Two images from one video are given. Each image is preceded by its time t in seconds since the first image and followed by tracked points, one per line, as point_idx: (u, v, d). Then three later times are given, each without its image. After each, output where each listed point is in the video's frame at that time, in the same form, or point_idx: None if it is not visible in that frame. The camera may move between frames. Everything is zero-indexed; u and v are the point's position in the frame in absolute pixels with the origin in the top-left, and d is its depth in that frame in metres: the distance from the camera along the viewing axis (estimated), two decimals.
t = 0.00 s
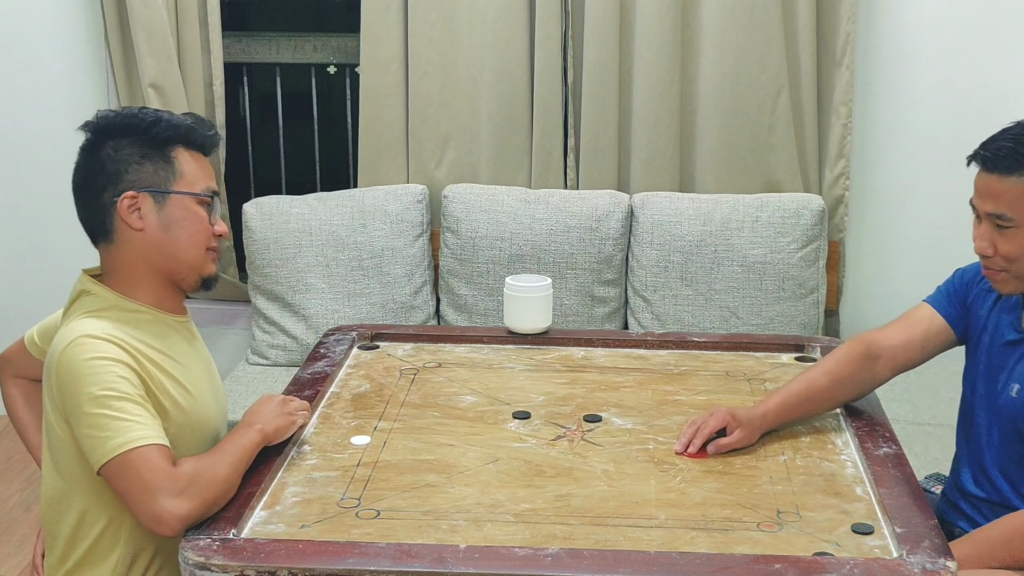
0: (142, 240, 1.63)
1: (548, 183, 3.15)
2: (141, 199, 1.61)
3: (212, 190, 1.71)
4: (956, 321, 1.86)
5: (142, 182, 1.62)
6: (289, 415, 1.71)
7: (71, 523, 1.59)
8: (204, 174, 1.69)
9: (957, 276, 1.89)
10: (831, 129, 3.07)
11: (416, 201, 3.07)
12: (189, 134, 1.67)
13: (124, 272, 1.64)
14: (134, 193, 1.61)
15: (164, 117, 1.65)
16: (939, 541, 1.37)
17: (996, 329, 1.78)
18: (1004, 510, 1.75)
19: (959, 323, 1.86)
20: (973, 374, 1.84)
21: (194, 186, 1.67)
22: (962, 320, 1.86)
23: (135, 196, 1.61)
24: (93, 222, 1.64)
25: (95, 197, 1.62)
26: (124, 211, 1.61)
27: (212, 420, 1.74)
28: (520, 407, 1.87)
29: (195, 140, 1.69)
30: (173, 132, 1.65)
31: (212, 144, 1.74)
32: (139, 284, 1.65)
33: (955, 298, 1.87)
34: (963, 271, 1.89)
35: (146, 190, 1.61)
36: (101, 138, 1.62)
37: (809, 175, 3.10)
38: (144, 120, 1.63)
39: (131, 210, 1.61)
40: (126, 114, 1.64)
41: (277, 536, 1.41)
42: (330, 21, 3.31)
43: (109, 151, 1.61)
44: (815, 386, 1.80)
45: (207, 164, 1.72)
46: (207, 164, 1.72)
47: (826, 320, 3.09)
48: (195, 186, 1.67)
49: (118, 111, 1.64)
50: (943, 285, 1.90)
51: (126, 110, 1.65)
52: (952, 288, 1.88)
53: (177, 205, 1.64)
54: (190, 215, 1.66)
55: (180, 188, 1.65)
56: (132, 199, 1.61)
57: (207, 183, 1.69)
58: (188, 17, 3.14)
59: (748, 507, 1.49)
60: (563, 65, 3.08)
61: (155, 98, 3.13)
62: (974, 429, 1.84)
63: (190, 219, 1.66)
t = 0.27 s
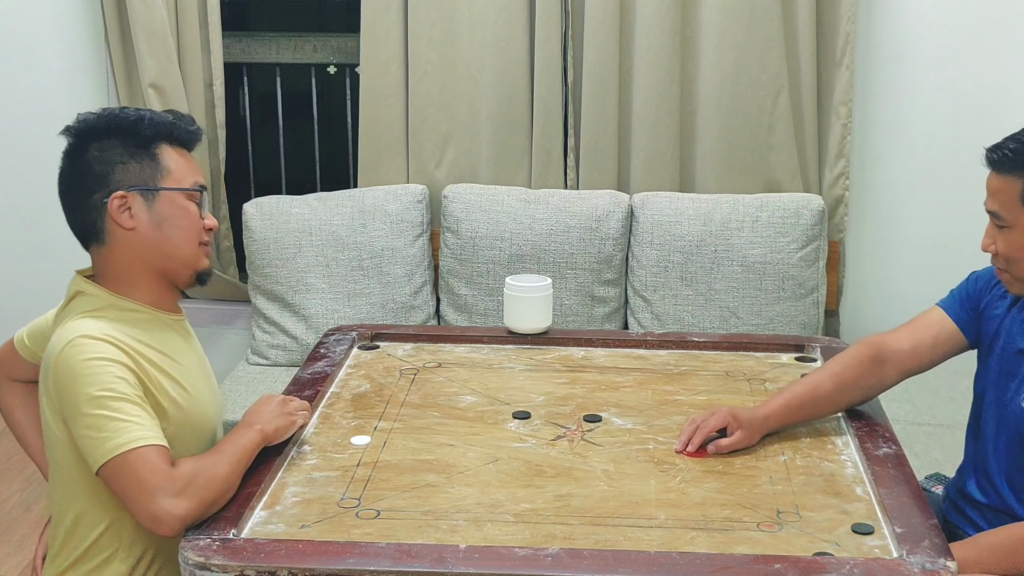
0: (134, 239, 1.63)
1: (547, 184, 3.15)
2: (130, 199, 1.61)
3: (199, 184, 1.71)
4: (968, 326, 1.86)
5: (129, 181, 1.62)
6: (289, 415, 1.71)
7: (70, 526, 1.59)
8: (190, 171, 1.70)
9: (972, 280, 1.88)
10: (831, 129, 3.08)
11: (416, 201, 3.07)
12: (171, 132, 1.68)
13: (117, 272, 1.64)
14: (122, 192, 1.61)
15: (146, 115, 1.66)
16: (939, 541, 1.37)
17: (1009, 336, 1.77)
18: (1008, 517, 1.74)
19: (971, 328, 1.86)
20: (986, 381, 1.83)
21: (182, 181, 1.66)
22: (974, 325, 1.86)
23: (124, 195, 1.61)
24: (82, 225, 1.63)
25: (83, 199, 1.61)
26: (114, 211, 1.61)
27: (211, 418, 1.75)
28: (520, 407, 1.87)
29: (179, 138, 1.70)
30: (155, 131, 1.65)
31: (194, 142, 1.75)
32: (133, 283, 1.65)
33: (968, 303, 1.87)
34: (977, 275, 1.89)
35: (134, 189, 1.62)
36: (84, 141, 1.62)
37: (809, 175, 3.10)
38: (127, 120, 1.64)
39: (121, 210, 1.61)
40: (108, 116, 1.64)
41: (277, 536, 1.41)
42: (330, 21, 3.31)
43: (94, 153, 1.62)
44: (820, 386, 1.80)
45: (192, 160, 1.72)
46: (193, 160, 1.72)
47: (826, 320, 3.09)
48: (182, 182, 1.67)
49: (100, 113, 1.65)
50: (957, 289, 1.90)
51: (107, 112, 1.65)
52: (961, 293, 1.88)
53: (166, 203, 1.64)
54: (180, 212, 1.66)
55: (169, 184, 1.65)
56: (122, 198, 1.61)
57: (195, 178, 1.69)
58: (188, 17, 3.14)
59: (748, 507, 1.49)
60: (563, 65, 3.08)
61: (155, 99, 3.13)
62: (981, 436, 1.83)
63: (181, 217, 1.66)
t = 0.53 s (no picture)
0: (132, 246, 1.64)
1: (548, 183, 3.15)
2: (129, 207, 1.62)
3: (197, 190, 1.70)
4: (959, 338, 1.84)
5: (127, 189, 1.62)
6: (290, 415, 1.71)
7: (70, 527, 1.59)
8: (188, 175, 1.69)
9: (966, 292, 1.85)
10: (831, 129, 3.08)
11: (416, 201, 3.07)
12: (170, 134, 1.66)
13: (115, 277, 1.65)
14: (121, 201, 1.61)
15: (144, 118, 1.64)
16: (938, 540, 1.37)
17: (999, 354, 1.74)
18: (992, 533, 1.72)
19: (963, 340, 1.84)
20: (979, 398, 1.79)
21: (179, 189, 1.66)
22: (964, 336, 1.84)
23: (122, 204, 1.61)
24: (81, 230, 1.64)
25: (82, 206, 1.62)
26: (113, 220, 1.61)
27: (201, 418, 1.76)
28: (520, 407, 1.87)
29: (178, 140, 1.68)
30: (153, 135, 1.64)
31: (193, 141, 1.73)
32: (132, 288, 1.66)
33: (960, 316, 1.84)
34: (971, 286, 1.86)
35: (132, 198, 1.62)
36: (84, 146, 1.61)
37: (809, 175, 3.10)
38: (125, 124, 1.62)
39: (119, 219, 1.61)
40: (106, 119, 1.62)
41: (277, 536, 1.41)
42: (330, 21, 3.31)
43: (93, 159, 1.61)
44: (819, 386, 1.81)
45: (190, 162, 1.71)
46: (191, 163, 1.71)
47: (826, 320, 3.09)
48: (180, 190, 1.66)
49: (98, 115, 1.63)
50: (950, 297, 1.87)
51: (106, 114, 1.63)
52: (954, 303, 1.85)
53: (164, 211, 1.64)
54: (177, 219, 1.66)
55: (168, 193, 1.65)
56: (120, 207, 1.61)
57: (192, 184, 1.69)
58: (188, 17, 3.14)
59: (748, 507, 1.49)
60: (564, 66, 3.08)
61: (155, 99, 3.13)
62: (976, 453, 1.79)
63: (180, 224, 1.66)
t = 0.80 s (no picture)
0: (132, 255, 1.65)
1: (548, 183, 3.15)
2: (132, 216, 1.63)
3: (205, 203, 1.71)
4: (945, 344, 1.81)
5: (132, 198, 1.63)
6: (291, 414, 1.72)
7: (67, 531, 1.59)
8: (197, 187, 1.69)
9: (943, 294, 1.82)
10: (832, 129, 3.08)
11: (416, 201, 3.07)
12: (183, 145, 1.66)
13: (114, 284, 1.67)
14: (124, 210, 1.62)
15: (158, 127, 1.64)
16: (938, 540, 1.37)
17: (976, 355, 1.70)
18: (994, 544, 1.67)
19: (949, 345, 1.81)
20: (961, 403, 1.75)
21: (183, 205, 1.67)
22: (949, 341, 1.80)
23: (125, 213, 1.62)
24: (86, 233, 1.66)
25: (88, 209, 1.64)
26: (115, 228, 1.62)
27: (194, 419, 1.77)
28: (520, 407, 1.87)
29: (191, 150, 1.68)
30: (164, 145, 1.64)
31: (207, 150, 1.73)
32: (130, 295, 1.67)
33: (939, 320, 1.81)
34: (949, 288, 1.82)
35: (136, 208, 1.63)
36: (97, 148, 1.63)
37: (810, 175, 3.10)
38: (138, 132, 1.63)
39: (122, 227, 1.63)
40: (121, 123, 1.63)
41: (277, 536, 1.41)
42: (331, 21, 3.31)
43: (104, 164, 1.62)
44: (833, 381, 1.81)
45: (202, 172, 1.71)
46: (203, 172, 1.71)
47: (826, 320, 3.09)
48: (186, 205, 1.67)
49: (114, 119, 1.64)
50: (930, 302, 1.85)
51: (122, 118, 1.64)
52: (934, 304, 1.82)
53: (168, 223, 1.65)
54: (180, 231, 1.67)
55: (172, 207, 1.65)
56: (123, 215, 1.62)
57: (198, 199, 1.69)
58: (188, 17, 3.13)
59: (748, 507, 1.49)
60: (564, 66, 3.08)
61: (155, 99, 3.13)
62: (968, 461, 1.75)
63: (182, 237, 1.67)
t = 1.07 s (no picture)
0: (136, 261, 1.66)
1: (548, 183, 3.15)
2: (134, 223, 1.63)
3: (209, 208, 1.70)
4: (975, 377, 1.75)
5: (135, 204, 1.63)
6: (291, 415, 1.72)
7: (66, 530, 1.59)
8: (199, 192, 1.68)
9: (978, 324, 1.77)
10: (831, 130, 3.08)
11: (416, 201, 3.07)
12: (184, 150, 1.66)
13: (116, 287, 1.67)
14: (127, 217, 1.63)
15: (159, 131, 1.64)
16: (938, 540, 1.37)
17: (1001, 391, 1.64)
18: None
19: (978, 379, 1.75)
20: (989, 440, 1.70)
21: (185, 209, 1.66)
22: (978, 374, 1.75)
23: (128, 220, 1.63)
24: (93, 237, 1.67)
25: (93, 214, 1.65)
26: (118, 235, 1.63)
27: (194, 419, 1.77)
28: (520, 407, 1.87)
29: (195, 155, 1.68)
30: (165, 150, 1.64)
31: (212, 155, 1.72)
32: (132, 299, 1.68)
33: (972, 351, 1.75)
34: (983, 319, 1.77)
35: (139, 215, 1.63)
36: (103, 153, 1.64)
37: (810, 175, 3.10)
38: (139, 137, 1.63)
39: (124, 233, 1.64)
40: (128, 128, 1.64)
41: (277, 536, 1.41)
42: (331, 21, 3.31)
43: (108, 169, 1.64)
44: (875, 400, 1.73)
45: (207, 176, 1.71)
46: (208, 177, 1.71)
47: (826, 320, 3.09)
48: (187, 210, 1.67)
49: (117, 123, 1.65)
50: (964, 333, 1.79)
51: (129, 122, 1.65)
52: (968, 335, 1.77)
53: (168, 230, 1.65)
54: (180, 238, 1.66)
55: (174, 212, 1.65)
56: (126, 222, 1.63)
57: (201, 204, 1.68)
58: (188, 17, 3.13)
59: (748, 507, 1.49)
60: (563, 66, 3.08)
61: (155, 99, 3.13)
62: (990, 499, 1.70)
63: (182, 243, 1.67)
